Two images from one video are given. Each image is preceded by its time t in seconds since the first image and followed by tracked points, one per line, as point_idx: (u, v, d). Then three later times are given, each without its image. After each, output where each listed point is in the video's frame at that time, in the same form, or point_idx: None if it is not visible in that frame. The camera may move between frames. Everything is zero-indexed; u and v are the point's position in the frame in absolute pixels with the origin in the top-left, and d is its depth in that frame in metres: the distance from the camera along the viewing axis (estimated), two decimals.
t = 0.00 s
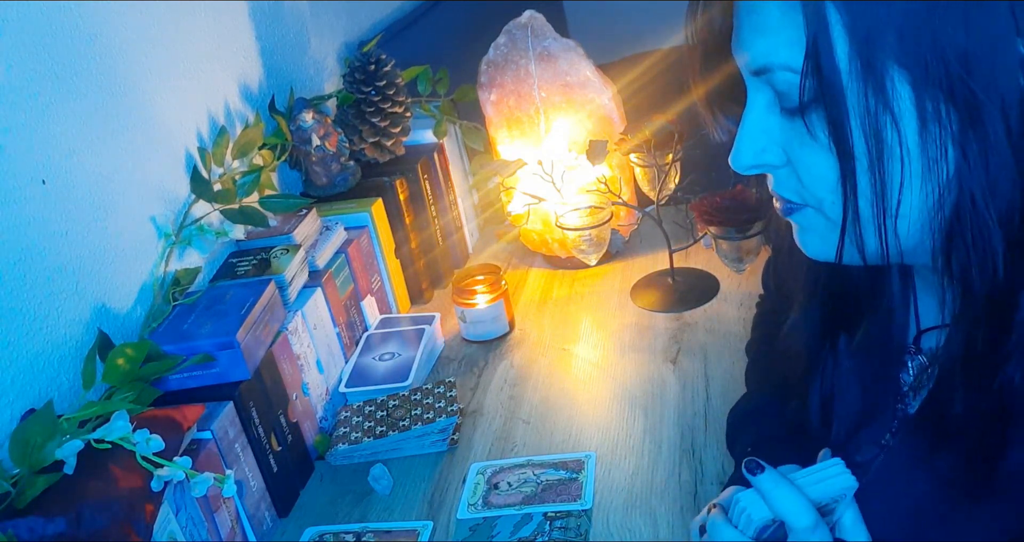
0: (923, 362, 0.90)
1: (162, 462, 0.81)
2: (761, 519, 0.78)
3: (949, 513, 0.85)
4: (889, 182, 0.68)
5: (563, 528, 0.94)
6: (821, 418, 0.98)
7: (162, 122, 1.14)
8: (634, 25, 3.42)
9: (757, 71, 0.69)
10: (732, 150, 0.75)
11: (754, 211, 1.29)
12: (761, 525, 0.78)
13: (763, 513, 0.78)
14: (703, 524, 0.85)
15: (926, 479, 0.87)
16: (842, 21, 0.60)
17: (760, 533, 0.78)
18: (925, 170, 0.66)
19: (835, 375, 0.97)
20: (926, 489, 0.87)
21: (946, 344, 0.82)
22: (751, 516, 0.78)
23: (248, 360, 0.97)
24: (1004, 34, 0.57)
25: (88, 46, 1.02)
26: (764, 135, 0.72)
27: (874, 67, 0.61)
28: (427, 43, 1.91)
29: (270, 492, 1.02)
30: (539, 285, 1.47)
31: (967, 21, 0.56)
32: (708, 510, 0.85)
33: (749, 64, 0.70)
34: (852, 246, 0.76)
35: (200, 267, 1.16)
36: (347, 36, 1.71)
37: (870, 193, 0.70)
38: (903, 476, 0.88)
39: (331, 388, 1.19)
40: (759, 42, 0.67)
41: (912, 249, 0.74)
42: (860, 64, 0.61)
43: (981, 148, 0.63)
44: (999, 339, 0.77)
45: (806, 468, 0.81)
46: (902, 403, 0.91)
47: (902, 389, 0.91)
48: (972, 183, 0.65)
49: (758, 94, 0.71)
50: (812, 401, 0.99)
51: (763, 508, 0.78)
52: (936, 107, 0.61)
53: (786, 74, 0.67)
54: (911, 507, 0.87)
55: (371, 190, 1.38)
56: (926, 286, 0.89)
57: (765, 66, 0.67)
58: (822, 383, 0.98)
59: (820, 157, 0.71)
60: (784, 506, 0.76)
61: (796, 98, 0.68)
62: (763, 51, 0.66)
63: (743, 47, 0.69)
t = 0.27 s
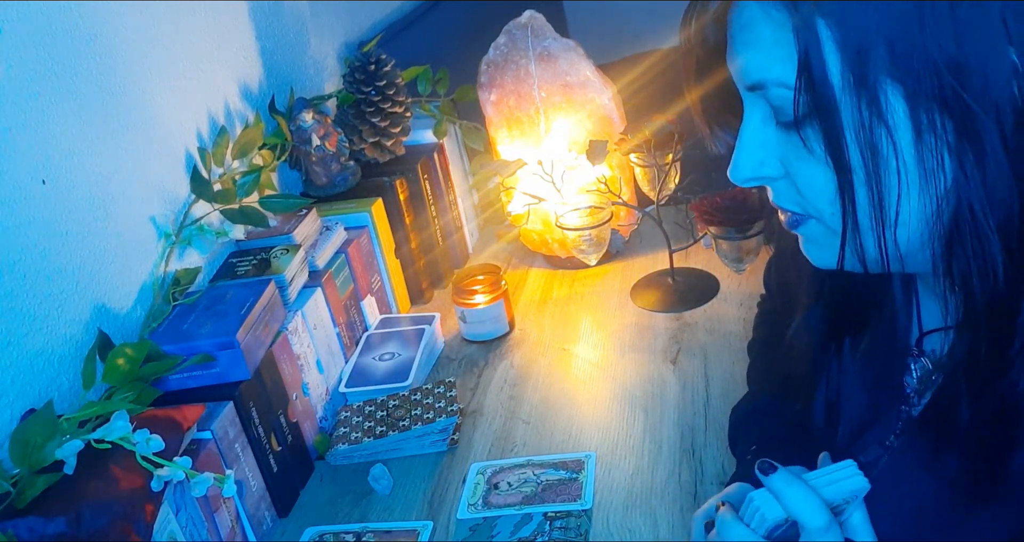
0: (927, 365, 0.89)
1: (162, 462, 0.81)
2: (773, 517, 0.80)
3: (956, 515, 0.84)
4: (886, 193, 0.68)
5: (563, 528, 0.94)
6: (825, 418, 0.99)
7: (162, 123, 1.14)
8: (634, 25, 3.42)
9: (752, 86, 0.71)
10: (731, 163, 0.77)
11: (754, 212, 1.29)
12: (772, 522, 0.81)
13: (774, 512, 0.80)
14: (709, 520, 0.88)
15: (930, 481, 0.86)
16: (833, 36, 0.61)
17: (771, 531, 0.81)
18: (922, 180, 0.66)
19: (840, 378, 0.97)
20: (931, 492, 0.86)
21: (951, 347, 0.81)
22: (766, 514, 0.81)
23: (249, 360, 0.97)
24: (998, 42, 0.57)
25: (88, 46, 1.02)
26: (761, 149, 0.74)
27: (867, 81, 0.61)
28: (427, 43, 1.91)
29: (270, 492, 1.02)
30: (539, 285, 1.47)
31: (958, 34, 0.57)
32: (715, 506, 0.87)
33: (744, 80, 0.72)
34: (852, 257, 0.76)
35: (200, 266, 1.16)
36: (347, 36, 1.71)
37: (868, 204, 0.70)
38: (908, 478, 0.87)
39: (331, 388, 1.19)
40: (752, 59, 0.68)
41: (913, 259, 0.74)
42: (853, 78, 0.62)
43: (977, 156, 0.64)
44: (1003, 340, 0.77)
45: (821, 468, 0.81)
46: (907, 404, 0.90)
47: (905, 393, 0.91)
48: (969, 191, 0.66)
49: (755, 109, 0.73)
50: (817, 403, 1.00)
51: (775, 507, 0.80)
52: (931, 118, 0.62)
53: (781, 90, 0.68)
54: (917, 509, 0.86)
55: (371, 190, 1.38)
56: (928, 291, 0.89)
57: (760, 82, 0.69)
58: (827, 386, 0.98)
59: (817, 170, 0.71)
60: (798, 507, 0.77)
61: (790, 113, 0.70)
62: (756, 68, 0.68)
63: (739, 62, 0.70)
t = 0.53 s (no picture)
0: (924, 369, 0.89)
1: (162, 462, 0.81)
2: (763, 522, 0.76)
3: (954, 519, 0.84)
4: (884, 194, 0.68)
5: (563, 528, 0.94)
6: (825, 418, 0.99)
7: (162, 123, 1.14)
8: (634, 25, 3.42)
9: (752, 87, 0.72)
10: (732, 165, 0.78)
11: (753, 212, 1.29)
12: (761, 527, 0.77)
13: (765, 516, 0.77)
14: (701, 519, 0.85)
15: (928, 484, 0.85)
16: (831, 38, 0.61)
17: (761, 534, 0.77)
18: (920, 182, 0.66)
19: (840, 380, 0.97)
20: (927, 493, 0.85)
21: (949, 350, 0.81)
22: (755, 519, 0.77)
23: (249, 360, 0.97)
24: (996, 48, 0.57)
25: (88, 46, 1.02)
26: (761, 150, 0.75)
27: (865, 82, 0.62)
28: (427, 43, 1.91)
29: (270, 492, 1.02)
30: (539, 285, 1.47)
31: (957, 36, 0.57)
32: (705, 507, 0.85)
33: (744, 81, 0.73)
34: (851, 259, 0.77)
35: (200, 266, 1.16)
36: (347, 36, 1.71)
37: (866, 206, 0.70)
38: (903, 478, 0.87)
39: (331, 388, 1.19)
40: (751, 61, 0.69)
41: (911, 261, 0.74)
42: (851, 79, 0.62)
43: (975, 160, 0.63)
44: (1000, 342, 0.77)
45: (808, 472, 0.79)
46: (905, 407, 0.90)
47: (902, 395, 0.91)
48: (967, 195, 0.65)
49: (755, 110, 0.74)
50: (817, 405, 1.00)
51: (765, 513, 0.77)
52: (929, 120, 0.62)
53: (779, 91, 0.69)
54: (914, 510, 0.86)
55: (371, 190, 1.38)
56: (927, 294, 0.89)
57: (759, 83, 0.70)
58: (826, 389, 0.99)
59: (815, 171, 0.72)
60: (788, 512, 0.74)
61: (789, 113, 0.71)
62: (755, 69, 0.69)
63: (739, 64, 0.71)
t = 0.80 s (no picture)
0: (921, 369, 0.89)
1: (163, 462, 0.81)
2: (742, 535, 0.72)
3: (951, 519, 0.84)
4: (885, 192, 0.68)
5: (563, 528, 0.94)
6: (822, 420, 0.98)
7: (162, 123, 1.14)
8: (634, 25, 3.42)
9: (754, 84, 0.71)
10: (733, 162, 0.77)
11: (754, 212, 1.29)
12: None
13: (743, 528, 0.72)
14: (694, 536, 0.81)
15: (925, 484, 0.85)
16: (831, 35, 0.61)
17: None
18: (921, 179, 0.66)
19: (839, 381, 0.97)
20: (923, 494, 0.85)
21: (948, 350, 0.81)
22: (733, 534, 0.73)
23: (249, 360, 0.97)
24: (998, 45, 0.58)
25: (88, 46, 1.02)
26: (763, 148, 0.74)
27: (865, 79, 0.62)
28: (426, 43, 1.91)
29: (270, 492, 1.02)
30: (539, 285, 1.47)
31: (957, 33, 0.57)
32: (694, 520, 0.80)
33: (746, 78, 0.73)
34: (852, 258, 0.76)
35: (200, 266, 1.16)
36: (347, 36, 1.71)
37: (868, 204, 0.70)
38: (900, 480, 0.87)
39: (331, 388, 1.19)
40: (754, 58, 0.69)
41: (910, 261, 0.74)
42: (852, 75, 0.62)
43: (976, 157, 0.63)
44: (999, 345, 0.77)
45: (782, 484, 0.77)
46: (901, 408, 0.90)
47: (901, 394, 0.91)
48: (969, 193, 0.65)
49: (757, 107, 0.74)
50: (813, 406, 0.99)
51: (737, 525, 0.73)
52: (930, 117, 0.62)
53: (782, 88, 0.69)
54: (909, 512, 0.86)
55: (371, 191, 1.38)
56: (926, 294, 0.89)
57: (761, 80, 0.70)
58: (823, 388, 0.99)
59: (817, 169, 0.72)
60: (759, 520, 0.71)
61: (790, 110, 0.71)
62: (758, 66, 0.69)
63: (740, 62, 0.71)
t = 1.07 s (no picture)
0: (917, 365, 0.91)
1: (162, 462, 0.81)
2: None
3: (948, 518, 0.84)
4: (870, 186, 0.69)
5: (562, 528, 0.94)
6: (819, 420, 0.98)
7: (162, 122, 1.14)
8: (635, 25, 3.42)
9: (747, 78, 0.71)
10: (728, 156, 0.78)
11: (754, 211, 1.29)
12: None
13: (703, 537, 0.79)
14: None
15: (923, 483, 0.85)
16: (821, 29, 0.62)
17: None
18: (907, 175, 0.67)
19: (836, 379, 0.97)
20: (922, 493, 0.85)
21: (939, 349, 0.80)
22: None
23: (249, 360, 0.97)
24: (986, 43, 0.57)
25: (88, 46, 1.02)
26: (757, 142, 0.75)
27: (852, 73, 0.62)
28: (427, 43, 1.91)
29: (270, 492, 1.02)
30: (539, 285, 1.47)
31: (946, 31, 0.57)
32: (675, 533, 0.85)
33: (740, 72, 0.73)
34: (839, 251, 0.77)
35: (200, 267, 1.16)
36: (347, 36, 1.71)
37: (853, 198, 0.71)
38: (900, 481, 0.87)
39: (331, 388, 1.19)
40: (747, 50, 0.69)
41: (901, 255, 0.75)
42: (838, 69, 0.62)
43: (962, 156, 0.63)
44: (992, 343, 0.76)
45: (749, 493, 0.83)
46: (901, 407, 0.91)
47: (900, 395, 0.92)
48: (954, 191, 0.66)
49: (753, 101, 0.74)
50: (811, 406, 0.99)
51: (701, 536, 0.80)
52: (916, 113, 0.62)
53: (772, 81, 0.69)
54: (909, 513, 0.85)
55: (371, 191, 1.38)
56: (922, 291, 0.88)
57: (752, 74, 0.70)
58: (822, 385, 0.98)
59: (806, 164, 0.73)
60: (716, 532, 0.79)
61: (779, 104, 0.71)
62: (751, 59, 0.69)
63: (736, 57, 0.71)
